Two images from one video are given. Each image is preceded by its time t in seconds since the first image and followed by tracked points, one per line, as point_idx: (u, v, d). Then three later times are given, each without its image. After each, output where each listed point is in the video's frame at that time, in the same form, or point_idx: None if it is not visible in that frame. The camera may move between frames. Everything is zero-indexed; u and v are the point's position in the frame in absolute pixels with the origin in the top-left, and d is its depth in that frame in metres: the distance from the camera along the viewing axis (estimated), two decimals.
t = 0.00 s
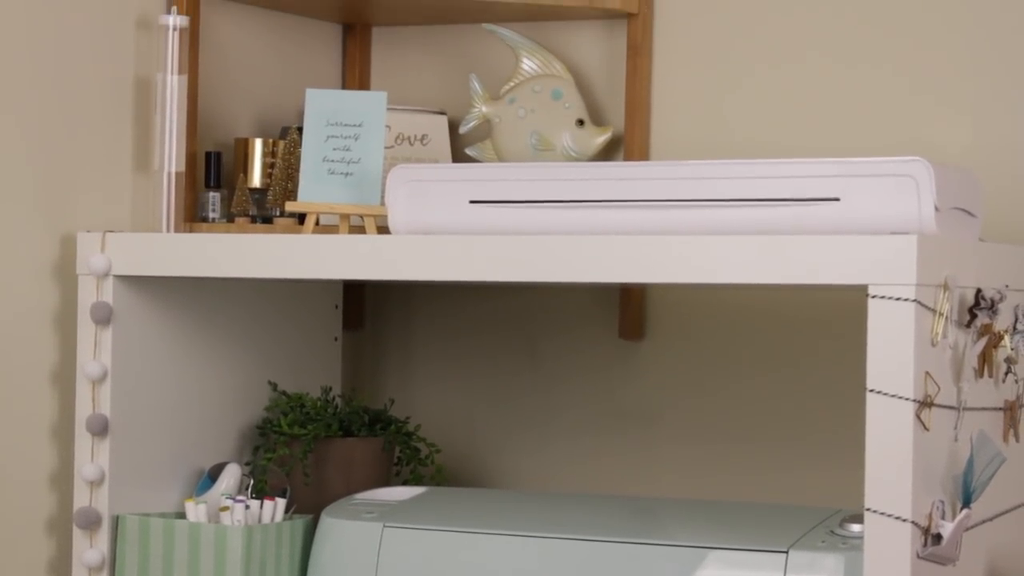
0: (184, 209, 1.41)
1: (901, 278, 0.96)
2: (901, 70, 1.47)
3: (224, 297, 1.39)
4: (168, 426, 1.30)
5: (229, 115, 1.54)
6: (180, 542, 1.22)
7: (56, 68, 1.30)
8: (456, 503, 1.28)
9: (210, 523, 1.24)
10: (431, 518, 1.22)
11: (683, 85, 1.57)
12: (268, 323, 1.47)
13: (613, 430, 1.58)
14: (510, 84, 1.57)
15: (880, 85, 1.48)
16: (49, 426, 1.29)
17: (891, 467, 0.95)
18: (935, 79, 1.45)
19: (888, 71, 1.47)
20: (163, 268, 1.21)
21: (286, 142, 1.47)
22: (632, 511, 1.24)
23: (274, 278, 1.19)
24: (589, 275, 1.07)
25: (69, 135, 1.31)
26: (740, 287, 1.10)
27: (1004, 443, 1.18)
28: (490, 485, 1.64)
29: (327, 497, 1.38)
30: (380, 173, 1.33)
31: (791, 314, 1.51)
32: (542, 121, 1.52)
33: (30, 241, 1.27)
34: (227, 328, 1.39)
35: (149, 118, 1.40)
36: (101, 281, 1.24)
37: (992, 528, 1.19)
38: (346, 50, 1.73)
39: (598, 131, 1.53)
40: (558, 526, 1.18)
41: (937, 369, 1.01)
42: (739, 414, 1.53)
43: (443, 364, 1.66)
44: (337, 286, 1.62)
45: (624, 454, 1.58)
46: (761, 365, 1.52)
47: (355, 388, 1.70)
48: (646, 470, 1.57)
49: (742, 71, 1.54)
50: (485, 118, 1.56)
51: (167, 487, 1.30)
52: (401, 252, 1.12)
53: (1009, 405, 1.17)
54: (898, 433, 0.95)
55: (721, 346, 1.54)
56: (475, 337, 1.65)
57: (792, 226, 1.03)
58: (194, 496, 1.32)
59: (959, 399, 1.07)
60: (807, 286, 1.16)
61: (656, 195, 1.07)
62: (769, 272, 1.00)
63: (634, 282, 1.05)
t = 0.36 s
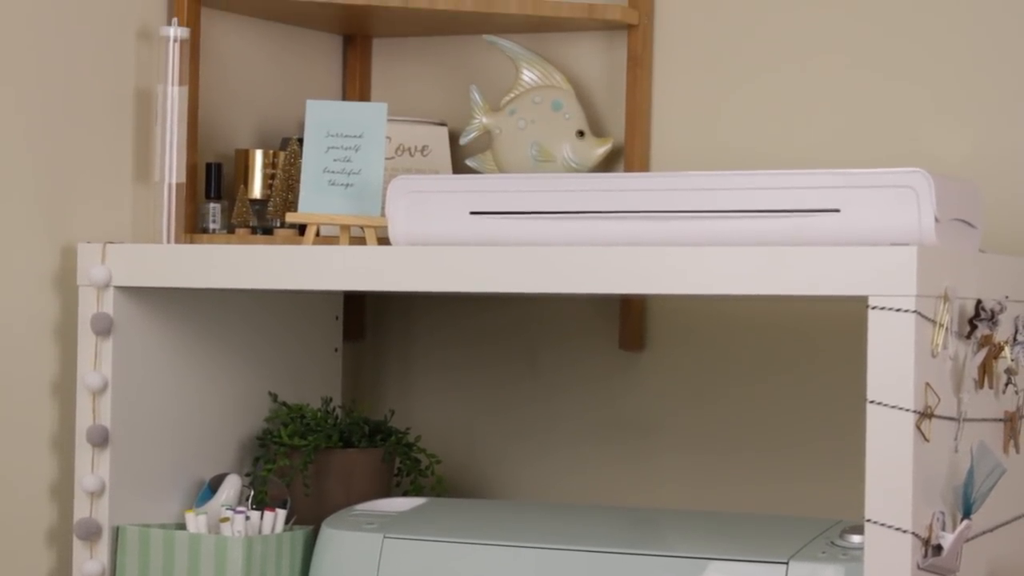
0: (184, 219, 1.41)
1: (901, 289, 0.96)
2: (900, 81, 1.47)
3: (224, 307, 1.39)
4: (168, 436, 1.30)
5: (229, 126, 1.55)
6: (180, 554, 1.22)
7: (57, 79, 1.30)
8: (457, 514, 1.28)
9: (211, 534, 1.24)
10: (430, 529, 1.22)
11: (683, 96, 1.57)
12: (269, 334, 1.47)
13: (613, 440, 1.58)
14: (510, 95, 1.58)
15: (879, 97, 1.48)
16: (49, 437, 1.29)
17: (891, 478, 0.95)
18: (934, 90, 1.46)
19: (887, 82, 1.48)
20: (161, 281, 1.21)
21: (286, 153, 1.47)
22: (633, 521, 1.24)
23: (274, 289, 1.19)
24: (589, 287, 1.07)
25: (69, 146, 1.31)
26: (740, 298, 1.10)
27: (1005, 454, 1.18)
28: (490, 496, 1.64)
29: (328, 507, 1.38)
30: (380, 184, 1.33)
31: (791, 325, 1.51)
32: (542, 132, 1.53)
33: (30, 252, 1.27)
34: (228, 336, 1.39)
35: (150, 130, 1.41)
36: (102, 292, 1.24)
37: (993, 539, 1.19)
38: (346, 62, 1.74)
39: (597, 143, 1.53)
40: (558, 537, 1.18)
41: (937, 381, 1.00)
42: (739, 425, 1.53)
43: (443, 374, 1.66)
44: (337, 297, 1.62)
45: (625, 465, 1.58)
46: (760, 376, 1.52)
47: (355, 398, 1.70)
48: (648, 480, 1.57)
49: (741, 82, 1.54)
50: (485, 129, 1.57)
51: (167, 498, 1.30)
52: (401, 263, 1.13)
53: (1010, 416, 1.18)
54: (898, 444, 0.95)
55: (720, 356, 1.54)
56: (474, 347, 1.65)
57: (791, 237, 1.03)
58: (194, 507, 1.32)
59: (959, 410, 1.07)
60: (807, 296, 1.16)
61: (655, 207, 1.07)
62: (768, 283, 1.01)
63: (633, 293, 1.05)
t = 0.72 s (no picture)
0: (184, 227, 1.41)
1: (900, 298, 0.96)
2: (897, 91, 1.48)
3: (224, 316, 1.39)
4: (167, 444, 1.30)
5: (229, 134, 1.55)
6: (180, 562, 1.22)
7: (58, 88, 1.30)
8: (456, 522, 1.28)
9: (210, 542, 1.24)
10: (430, 537, 1.22)
11: (682, 105, 1.57)
12: (268, 342, 1.47)
13: (613, 448, 1.58)
14: (509, 103, 1.58)
15: (877, 106, 1.49)
16: (49, 445, 1.29)
17: (891, 486, 0.95)
18: (932, 99, 1.46)
19: (886, 91, 1.48)
20: (160, 289, 1.21)
21: (287, 161, 1.47)
22: (632, 530, 1.24)
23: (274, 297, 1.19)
24: (588, 295, 1.07)
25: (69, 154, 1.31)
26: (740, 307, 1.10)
27: (1004, 462, 1.19)
28: (489, 504, 1.64)
29: (328, 515, 1.38)
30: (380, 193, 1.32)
31: (790, 334, 1.51)
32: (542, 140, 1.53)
33: (30, 260, 1.27)
34: (227, 343, 1.40)
35: (149, 138, 1.41)
36: (101, 300, 1.24)
37: (993, 547, 1.19)
38: (346, 70, 1.74)
39: (597, 151, 1.54)
40: (558, 545, 1.18)
41: (936, 389, 1.00)
42: (738, 433, 1.53)
43: (443, 382, 1.66)
44: (337, 306, 1.62)
45: (624, 473, 1.58)
46: (760, 385, 1.52)
47: (356, 406, 1.70)
48: (648, 488, 1.57)
49: (740, 91, 1.55)
50: (485, 137, 1.56)
51: (167, 506, 1.30)
52: (401, 271, 1.13)
53: (1009, 425, 1.18)
54: (898, 452, 0.95)
55: (719, 365, 1.54)
56: (474, 355, 1.65)
57: (792, 246, 1.03)
58: (194, 515, 1.32)
59: (959, 418, 1.07)
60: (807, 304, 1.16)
61: (654, 215, 1.08)
62: (768, 291, 1.01)
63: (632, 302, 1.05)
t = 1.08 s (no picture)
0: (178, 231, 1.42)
1: (895, 302, 0.96)
2: (892, 95, 1.48)
3: (219, 320, 1.39)
4: (162, 448, 1.30)
5: (224, 138, 1.55)
6: (175, 566, 1.22)
7: (53, 91, 1.30)
8: (451, 527, 1.27)
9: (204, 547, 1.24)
10: (425, 541, 1.21)
11: (677, 109, 1.57)
12: (263, 346, 1.47)
13: (608, 451, 1.59)
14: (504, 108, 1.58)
15: (871, 110, 1.49)
16: (43, 448, 1.29)
17: (886, 490, 0.95)
18: (926, 103, 1.46)
19: (880, 96, 1.49)
20: (155, 293, 1.21)
21: (282, 165, 1.47)
22: (628, 533, 1.24)
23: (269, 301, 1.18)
24: (583, 299, 1.07)
25: (65, 157, 1.31)
26: (735, 311, 1.10)
27: (999, 466, 1.19)
28: (484, 507, 1.64)
29: (323, 519, 1.38)
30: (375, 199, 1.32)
31: (785, 338, 1.51)
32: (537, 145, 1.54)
33: (25, 263, 1.27)
34: (222, 348, 1.40)
35: (145, 142, 1.41)
36: (96, 304, 1.24)
37: (988, 552, 1.19)
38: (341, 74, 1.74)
39: (592, 155, 1.54)
40: (553, 549, 1.18)
41: (931, 393, 1.01)
42: (733, 436, 1.53)
43: (438, 386, 1.66)
44: (332, 310, 1.62)
45: (620, 477, 1.58)
46: (755, 389, 1.52)
47: (351, 410, 1.70)
48: (643, 492, 1.57)
49: (735, 96, 1.55)
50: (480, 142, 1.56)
51: (162, 510, 1.30)
52: (396, 275, 1.13)
53: (1003, 429, 1.18)
54: (893, 456, 0.95)
55: (714, 369, 1.54)
56: (470, 358, 1.65)
57: (789, 250, 1.03)
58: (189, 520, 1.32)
59: (954, 422, 1.07)
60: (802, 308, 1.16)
61: (650, 220, 1.08)
62: (763, 295, 1.01)
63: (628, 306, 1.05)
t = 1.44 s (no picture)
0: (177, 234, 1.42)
1: (892, 305, 0.96)
2: (889, 98, 1.48)
3: (218, 323, 1.39)
4: (161, 450, 1.30)
5: (223, 140, 1.55)
6: (173, 568, 1.22)
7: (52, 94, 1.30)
8: (449, 529, 1.27)
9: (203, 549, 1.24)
10: (423, 544, 1.21)
11: (675, 112, 1.58)
12: (262, 349, 1.47)
13: (606, 453, 1.59)
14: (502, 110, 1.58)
15: (869, 112, 1.49)
16: (41, 450, 1.29)
17: (883, 492, 0.95)
18: (924, 106, 1.47)
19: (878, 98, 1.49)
20: (153, 295, 1.21)
21: (279, 168, 1.47)
22: (627, 536, 1.24)
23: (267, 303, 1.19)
24: (581, 302, 1.07)
25: (63, 160, 1.31)
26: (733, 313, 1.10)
27: (997, 468, 1.19)
28: (482, 510, 1.64)
29: (322, 521, 1.37)
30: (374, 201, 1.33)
31: (783, 341, 1.51)
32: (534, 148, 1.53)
33: (24, 266, 1.27)
34: (221, 351, 1.40)
35: (143, 145, 1.41)
36: (94, 307, 1.24)
37: (987, 554, 1.19)
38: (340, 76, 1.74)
39: (590, 158, 1.54)
40: (551, 551, 1.18)
41: (928, 396, 1.01)
42: (731, 439, 1.53)
43: (436, 388, 1.66)
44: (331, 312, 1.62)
45: (617, 479, 1.58)
46: (753, 391, 1.52)
47: (349, 412, 1.70)
48: (641, 494, 1.57)
49: (733, 99, 1.55)
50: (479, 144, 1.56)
51: (160, 512, 1.30)
52: (394, 278, 1.13)
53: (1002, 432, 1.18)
54: (890, 458, 0.95)
55: (713, 371, 1.54)
56: (468, 361, 1.65)
57: (788, 253, 1.03)
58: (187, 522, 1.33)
59: (953, 425, 1.07)
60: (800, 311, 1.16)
61: (648, 222, 1.08)
62: (761, 297, 1.01)
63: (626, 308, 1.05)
